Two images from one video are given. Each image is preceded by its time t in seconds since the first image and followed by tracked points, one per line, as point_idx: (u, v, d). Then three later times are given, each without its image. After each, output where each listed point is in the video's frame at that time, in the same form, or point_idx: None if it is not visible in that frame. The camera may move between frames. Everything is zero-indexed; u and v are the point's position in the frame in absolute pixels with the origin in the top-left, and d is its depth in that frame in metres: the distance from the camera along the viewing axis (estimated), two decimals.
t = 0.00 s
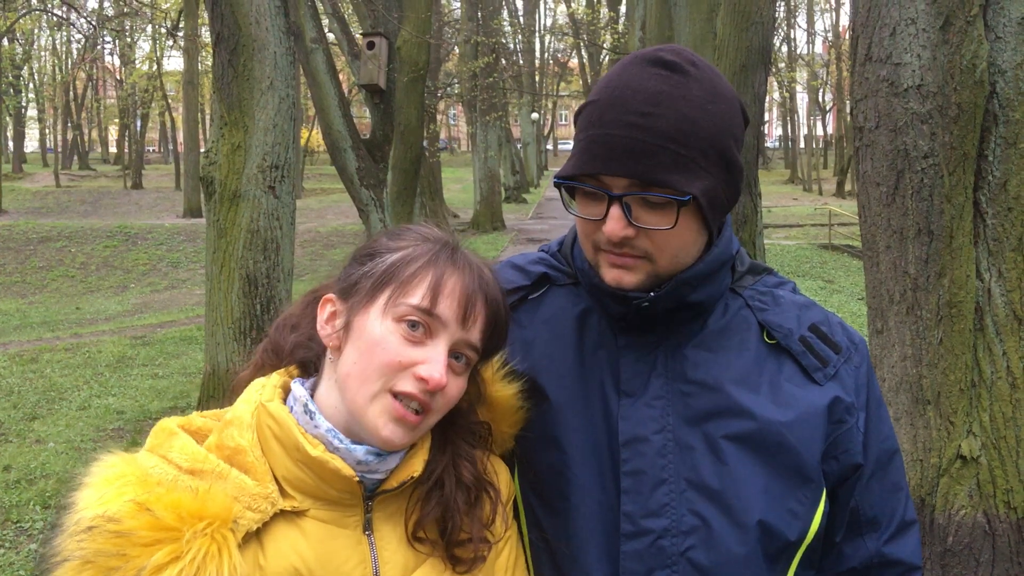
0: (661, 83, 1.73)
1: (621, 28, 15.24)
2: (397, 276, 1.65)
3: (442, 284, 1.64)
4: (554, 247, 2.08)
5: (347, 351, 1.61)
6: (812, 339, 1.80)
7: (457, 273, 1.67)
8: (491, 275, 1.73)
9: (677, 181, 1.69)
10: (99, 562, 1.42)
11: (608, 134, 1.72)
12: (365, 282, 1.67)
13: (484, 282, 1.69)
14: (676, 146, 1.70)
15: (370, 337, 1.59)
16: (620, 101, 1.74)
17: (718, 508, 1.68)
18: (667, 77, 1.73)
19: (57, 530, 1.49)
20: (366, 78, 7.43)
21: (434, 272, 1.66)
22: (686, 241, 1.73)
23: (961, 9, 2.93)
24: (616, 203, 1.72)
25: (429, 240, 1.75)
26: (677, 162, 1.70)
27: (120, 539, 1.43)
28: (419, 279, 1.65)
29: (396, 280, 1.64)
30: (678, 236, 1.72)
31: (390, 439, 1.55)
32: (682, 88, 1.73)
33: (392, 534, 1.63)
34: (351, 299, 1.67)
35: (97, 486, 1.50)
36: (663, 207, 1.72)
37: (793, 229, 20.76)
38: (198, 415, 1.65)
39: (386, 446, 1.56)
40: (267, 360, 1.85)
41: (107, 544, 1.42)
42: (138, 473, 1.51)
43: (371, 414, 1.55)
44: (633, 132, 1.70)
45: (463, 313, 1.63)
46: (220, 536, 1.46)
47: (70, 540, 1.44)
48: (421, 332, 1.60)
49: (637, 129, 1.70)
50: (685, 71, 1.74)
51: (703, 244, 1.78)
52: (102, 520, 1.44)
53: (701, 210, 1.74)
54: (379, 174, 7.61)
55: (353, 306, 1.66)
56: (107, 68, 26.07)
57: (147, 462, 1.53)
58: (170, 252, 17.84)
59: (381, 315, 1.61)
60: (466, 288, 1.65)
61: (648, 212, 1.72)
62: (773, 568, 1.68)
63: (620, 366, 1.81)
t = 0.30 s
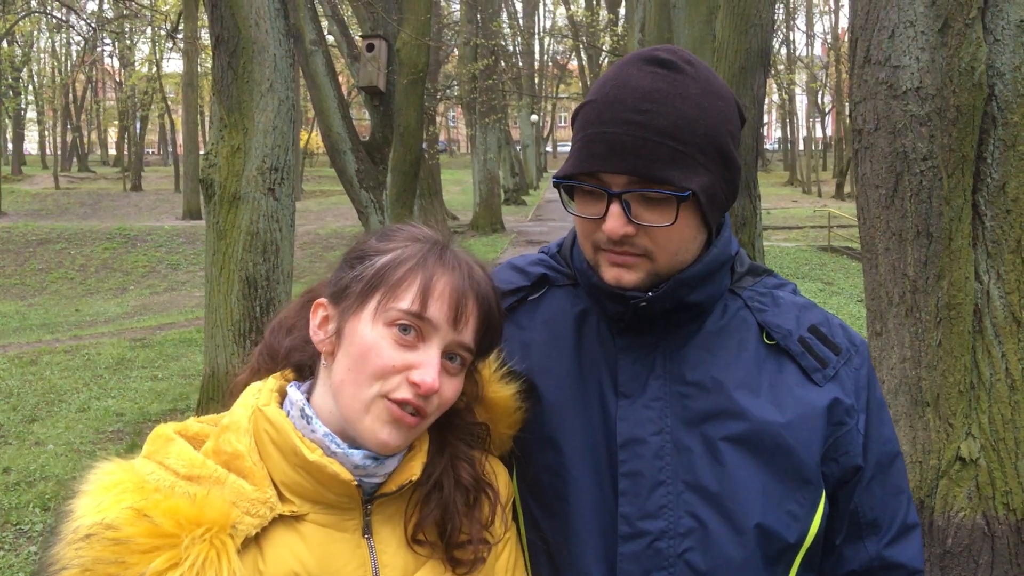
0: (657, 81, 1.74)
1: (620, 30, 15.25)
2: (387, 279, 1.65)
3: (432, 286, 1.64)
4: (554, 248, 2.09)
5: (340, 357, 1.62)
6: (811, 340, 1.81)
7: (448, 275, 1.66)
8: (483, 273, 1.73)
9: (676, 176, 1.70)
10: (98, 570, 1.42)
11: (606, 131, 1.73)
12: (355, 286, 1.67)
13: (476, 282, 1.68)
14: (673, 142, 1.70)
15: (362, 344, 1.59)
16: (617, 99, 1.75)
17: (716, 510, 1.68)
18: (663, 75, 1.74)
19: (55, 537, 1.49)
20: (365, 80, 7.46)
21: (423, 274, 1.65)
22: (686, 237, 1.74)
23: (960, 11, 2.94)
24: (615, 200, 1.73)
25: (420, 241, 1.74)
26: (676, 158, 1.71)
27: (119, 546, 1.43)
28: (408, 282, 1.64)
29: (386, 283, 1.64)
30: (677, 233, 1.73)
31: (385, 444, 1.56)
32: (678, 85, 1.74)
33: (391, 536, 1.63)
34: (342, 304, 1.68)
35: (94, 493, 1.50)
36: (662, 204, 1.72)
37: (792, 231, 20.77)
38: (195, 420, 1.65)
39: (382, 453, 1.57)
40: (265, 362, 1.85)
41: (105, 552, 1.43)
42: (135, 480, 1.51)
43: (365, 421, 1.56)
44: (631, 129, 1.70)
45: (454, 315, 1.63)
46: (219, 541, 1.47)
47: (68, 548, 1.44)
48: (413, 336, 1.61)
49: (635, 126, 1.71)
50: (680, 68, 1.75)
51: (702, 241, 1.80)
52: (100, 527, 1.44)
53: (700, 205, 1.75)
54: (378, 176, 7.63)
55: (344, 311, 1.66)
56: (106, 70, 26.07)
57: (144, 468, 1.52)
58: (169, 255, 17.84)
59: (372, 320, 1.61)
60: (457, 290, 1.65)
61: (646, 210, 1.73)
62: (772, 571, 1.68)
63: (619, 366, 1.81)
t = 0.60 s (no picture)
0: (672, 72, 1.77)
1: (619, 30, 15.25)
2: (379, 279, 1.63)
3: (424, 283, 1.62)
4: (559, 245, 2.08)
5: (339, 363, 1.62)
6: (818, 338, 1.81)
7: (441, 269, 1.65)
8: (478, 262, 1.71)
9: (689, 162, 1.72)
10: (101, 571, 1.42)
11: (622, 117, 1.75)
12: (347, 289, 1.66)
13: (470, 273, 1.67)
14: (687, 127, 1.73)
15: (360, 348, 1.59)
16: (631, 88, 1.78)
17: (724, 508, 1.68)
18: (678, 67, 1.78)
19: (56, 538, 1.49)
20: (363, 80, 7.45)
21: (415, 271, 1.63)
22: (698, 228, 1.76)
23: (959, 11, 2.94)
24: (628, 185, 1.74)
25: (411, 236, 1.72)
26: (690, 144, 1.73)
27: (123, 547, 1.43)
28: (401, 281, 1.63)
29: (377, 284, 1.63)
30: (689, 222, 1.74)
31: (390, 447, 1.57)
32: (693, 76, 1.77)
33: (397, 538, 1.63)
34: (336, 308, 1.67)
35: (97, 494, 1.50)
36: (675, 191, 1.74)
37: (790, 231, 20.77)
38: (197, 418, 1.65)
39: (389, 454, 1.58)
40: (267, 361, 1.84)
41: (109, 553, 1.42)
42: (138, 480, 1.51)
43: (369, 425, 1.56)
44: (647, 115, 1.73)
45: (450, 310, 1.62)
46: (224, 542, 1.47)
47: (72, 548, 1.44)
48: (411, 335, 1.60)
49: (652, 112, 1.73)
50: (695, 62, 1.79)
51: (714, 235, 1.81)
52: (104, 528, 1.44)
53: (713, 193, 1.77)
54: (377, 176, 7.55)
55: (339, 316, 1.66)
56: (104, 70, 26.05)
57: (147, 468, 1.52)
58: (167, 254, 17.83)
59: (368, 323, 1.61)
60: (452, 284, 1.63)
61: (658, 198, 1.74)
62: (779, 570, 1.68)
63: (626, 363, 1.81)
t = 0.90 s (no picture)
0: (672, 58, 1.82)
1: (616, 29, 15.24)
2: (355, 273, 1.64)
3: (400, 272, 1.63)
4: (559, 242, 2.09)
5: (325, 360, 1.63)
6: (816, 330, 1.81)
7: (417, 258, 1.65)
8: (455, 248, 1.71)
9: (693, 141, 1.75)
10: (94, 559, 1.42)
11: (626, 98, 1.77)
12: (326, 287, 1.67)
13: (447, 260, 1.67)
14: (690, 108, 1.76)
15: (344, 343, 1.59)
16: (633, 72, 1.81)
17: (725, 500, 1.69)
18: (677, 55, 1.84)
19: (52, 527, 1.49)
20: (360, 79, 7.44)
21: (390, 262, 1.64)
22: (699, 211, 1.77)
23: (956, 11, 2.95)
24: (632, 164, 1.76)
25: (386, 229, 1.72)
26: (692, 124, 1.76)
27: (116, 535, 1.43)
28: (377, 272, 1.63)
29: (354, 278, 1.63)
30: (691, 202, 1.76)
31: (382, 436, 1.57)
32: (691, 63, 1.83)
33: (392, 530, 1.63)
34: (318, 307, 1.67)
35: (93, 483, 1.50)
36: (677, 170, 1.77)
37: (787, 231, 20.78)
38: (195, 412, 1.65)
39: (382, 446, 1.58)
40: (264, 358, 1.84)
41: (102, 541, 1.42)
42: (135, 470, 1.51)
43: (359, 418, 1.56)
44: (651, 94, 1.75)
45: (429, 297, 1.62)
46: (217, 532, 1.46)
47: (65, 536, 1.43)
48: (392, 325, 1.61)
49: (655, 93, 1.76)
50: (692, 52, 1.86)
51: (713, 222, 1.83)
52: (97, 516, 1.44)
53: (713, 175, 1.79)
54: (374, 175, 7.57)
55: (320, 314, 1.66)
56: (99, 68, 25.98)
57: (143, 458, 1.52)
58: (163, 253, 17.79)
59: (349, 318, 1.61)
60: (428, 271, 1.64)
61: (661, 178, 1.77)
62: (782, 562, 1.69)
63: (625, 356, 1.81)
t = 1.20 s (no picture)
0: (667, 63, 1.83)
1: (612, 29, 15.24)
2: (343, 276, 1.64)
3: (388, 275, 1.62)
4: (553, 244, 2.09)
5: (320, 364, 1.63)
6: (807, 327, 1.82)
7: (404, 259, 1.65)
8: (440, 247, 1.71)
9: (688, 144, 1.76)
10: (91, 558, 1.42)
11: (622, 101, 1.78)
12: (316, 292, 1.67)
13: (433, 258, 1.67)
14: (686, 112, 1.77)
15: (338, 346, 1.60)
16: (629, 76, 1.81)
17: (719, 495, 1.69)
18: (671, 59, 1.85)
19: (51, 529, 1.49)
20: (356, 78, 7.36)
21: (377, 265, 1.64)
22: (693, 212, 1.79)
23: (952, 13, 2.96)
24: (629, 167, 1.77)
25: (371, 231, 1.72)
26: (688, 127, 1.77)
27: (113, 535, 1.43)
28: (365, 275, 1.63)
29: (343, 282, 1.63)
30: (686, 205, 1.77)
31: (385, 434, 1.57)
32: (685, 68, 1.84)
33: (387, 529, 1.63)
34: (309, 312, 1.67)
35: (91, 485, 1.50)
36: (673, 172, 1.78)
37: (783, 231, 20.79)
38: (192, 417, 1.66)
39: (384, 443, 1.58)
40: (258, 361, 1.84)
41: (99, 540, 1.42)
42: (132, 473, 1.51)
43: (359, 418, 1.57)
44: (647, 98, 1.76)
45: (418, 297, 1.61)
46: (212, 531, 1.46)
47: (64, 537, 1.44)
48: (384, 327, 1.61)
49: (652, 96, 1.76)
50: (686, 56, 1.87)
51: (706, 224, 1.84)
52: (94, 517, 1.44)
53: (708, 178, 1.80)
54: (370, 174, 7.52)
55: (312, 319, 1.66)
56: (95, 66, 25.91)
57: (140, 462, 1.52)
58: (159, 252, 17.76)
59: (341, 322, 1.61)
60: (416, 272, 1.63)
61: (657, 180, 1.77)
62: (776, 558, 1.68)
63: (620, 354, 1.82)
